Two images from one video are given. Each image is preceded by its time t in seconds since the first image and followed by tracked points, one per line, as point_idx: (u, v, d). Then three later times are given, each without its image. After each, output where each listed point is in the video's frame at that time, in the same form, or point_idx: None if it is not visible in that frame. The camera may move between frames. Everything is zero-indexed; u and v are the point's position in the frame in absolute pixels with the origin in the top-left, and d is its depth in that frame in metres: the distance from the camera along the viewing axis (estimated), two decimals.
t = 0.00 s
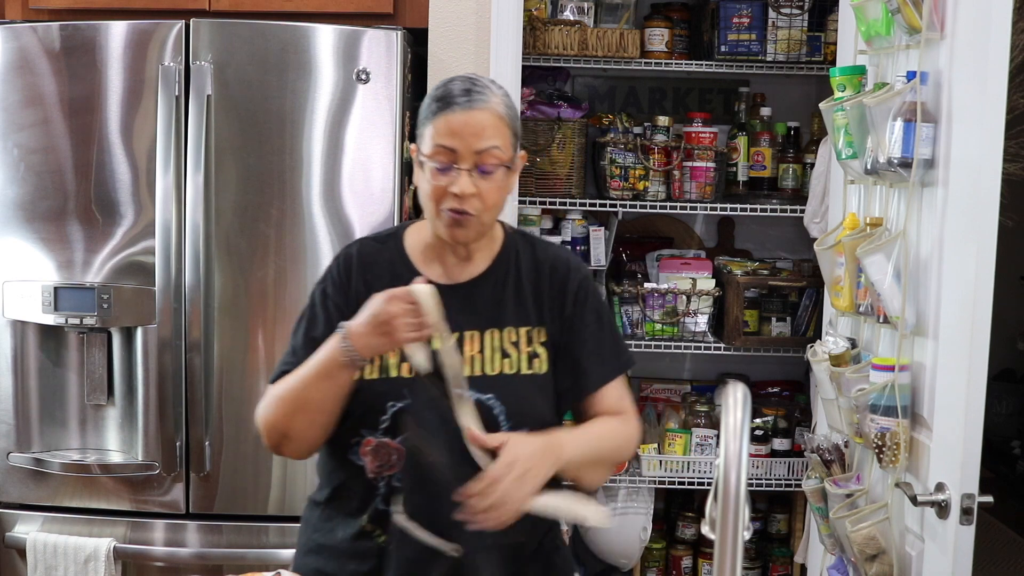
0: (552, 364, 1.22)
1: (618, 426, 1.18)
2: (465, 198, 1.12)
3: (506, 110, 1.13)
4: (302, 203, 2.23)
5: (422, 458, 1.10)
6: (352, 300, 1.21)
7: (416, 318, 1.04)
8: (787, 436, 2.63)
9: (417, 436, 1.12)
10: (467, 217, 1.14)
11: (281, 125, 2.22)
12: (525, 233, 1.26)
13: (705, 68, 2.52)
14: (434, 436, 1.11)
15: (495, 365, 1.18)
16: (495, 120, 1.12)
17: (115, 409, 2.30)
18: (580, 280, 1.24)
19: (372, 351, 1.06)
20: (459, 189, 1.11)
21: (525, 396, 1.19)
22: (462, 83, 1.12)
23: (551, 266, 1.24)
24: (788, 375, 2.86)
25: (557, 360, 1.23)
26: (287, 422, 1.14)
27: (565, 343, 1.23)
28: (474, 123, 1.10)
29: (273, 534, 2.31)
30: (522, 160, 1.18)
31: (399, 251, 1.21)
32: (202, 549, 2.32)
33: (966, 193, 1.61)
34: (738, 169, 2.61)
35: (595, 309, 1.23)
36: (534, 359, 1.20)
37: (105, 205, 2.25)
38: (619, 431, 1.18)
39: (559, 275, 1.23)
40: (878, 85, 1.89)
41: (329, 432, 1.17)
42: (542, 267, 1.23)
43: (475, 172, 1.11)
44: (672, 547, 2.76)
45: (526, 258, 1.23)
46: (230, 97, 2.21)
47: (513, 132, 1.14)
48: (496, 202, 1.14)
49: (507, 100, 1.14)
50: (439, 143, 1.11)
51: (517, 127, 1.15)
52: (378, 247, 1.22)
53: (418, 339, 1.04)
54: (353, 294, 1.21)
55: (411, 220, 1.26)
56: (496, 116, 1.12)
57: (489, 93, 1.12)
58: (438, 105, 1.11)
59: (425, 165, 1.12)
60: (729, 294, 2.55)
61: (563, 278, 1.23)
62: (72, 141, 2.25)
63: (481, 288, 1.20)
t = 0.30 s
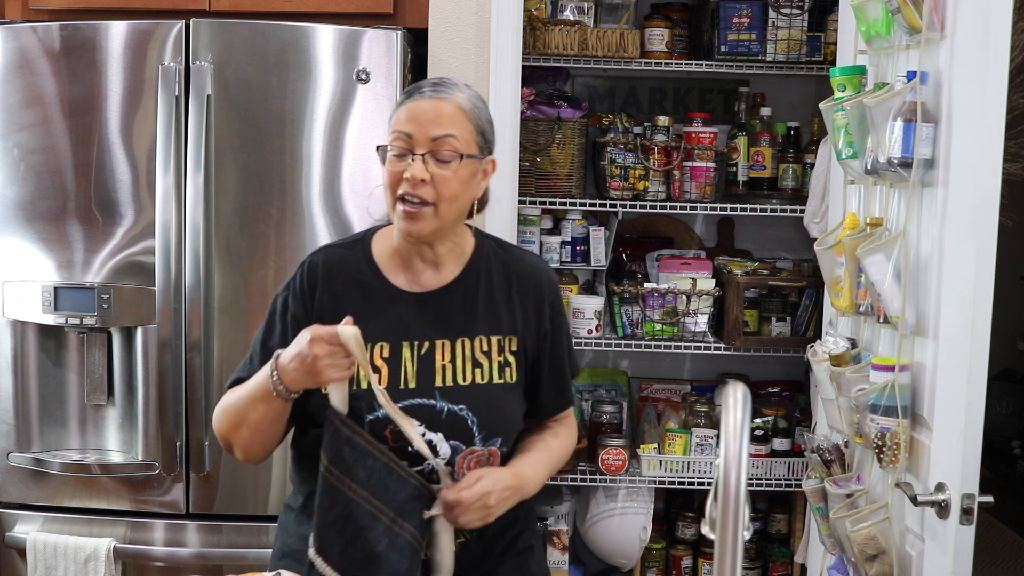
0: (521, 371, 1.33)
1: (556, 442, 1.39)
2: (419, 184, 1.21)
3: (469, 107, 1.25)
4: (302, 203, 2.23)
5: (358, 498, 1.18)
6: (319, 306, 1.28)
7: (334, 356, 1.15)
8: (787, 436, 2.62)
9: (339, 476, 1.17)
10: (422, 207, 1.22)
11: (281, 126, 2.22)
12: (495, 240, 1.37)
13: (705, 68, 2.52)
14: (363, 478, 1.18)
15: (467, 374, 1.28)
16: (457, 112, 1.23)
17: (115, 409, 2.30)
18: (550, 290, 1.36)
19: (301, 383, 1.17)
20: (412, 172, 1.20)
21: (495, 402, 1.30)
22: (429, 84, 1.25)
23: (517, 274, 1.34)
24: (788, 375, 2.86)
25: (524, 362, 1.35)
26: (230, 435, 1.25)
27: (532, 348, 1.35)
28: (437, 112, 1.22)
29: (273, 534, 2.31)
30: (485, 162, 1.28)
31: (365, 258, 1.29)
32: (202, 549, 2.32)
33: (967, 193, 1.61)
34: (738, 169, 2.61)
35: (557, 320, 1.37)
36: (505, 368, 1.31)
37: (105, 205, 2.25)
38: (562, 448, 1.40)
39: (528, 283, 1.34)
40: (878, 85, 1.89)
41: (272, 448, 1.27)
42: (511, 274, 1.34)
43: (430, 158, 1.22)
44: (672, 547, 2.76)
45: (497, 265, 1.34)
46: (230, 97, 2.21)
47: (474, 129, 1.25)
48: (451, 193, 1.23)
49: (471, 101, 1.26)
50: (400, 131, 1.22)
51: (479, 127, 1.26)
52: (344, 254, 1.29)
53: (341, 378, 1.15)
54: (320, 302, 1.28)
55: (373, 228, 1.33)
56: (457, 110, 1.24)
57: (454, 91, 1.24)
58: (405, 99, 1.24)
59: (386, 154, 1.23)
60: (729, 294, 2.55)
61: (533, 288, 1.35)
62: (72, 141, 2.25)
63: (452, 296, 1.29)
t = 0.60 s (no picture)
0: (524, 372, 1.30)
1: (566, 446, 1.34)
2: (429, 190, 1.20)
3: (467, 104, 1.23)
4: (302, 203, 2.23)
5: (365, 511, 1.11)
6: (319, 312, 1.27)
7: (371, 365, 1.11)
8: (787, 436, 2.62)
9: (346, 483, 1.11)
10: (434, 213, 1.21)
11: (281, 126, 2.22)
12: (496, 239, 1.35)
13: (705, 68, 2.52)
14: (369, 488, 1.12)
15: (469, 377, 1.26)
16: (456, 112, 1.22)
17: (115, 409, 2.30)
18: (552, 288, 1.33)
19: (334, 394, 1.14)
20: (422, 180, 1.19)
21: (497, 405, 1.27)
22: (422, 80, 1.22)
23: (520, 274, 1.32)
24: (788, 375, 2.86)
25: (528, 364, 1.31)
26: (258, 456, 1.23)
27: (535, 349, 1.32)
28: (435, 114, 1.20)
29: (273, 534, 2.31)
30: (485, 156, 1.27)
31: (365, 260, 1.28)
32: (202, 549, 2.32)
33: (967, 193, 1.61)
34: (738, 169, 2.61)
35: (561, 317, 1.34)
36: (508, 369, 1.28)
37: (105, 205, 2.25)
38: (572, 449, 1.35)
39: (530, 282, 1.32)
40: (878, 85, 1.89)
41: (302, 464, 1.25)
42: (513, 273, 1.31)
43: (438, 162, 1.21)
44: (672, 547, 2.76)
45: (498, 263, 1.31)
46: (230, 98, 2.21)
47: (473, 125, 1.24)
48: (461, 195, 1.22)
49: (464, 94, 1.24)
50: (401, 136, 1.20)
51: (477, 122, 1.25)
52: (344, 258, 1.28)
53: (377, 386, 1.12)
54: (321, 307, 1.27)
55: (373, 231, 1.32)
56: (456, 109, 1.22)
57: (449, 88, 1.22)
58: (399, 100, 1.21)
59: (388, 161, 1.21)
60: (729, 294, 2.54)
61: (536, 287, 1.32)
62: (72, 141, 2.25)
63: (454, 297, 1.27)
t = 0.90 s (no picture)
0: (549, 375, 1.27)
1: (593, 448, 1.29)
2: (463, 182, 1.18)
3: (497, 96, 1.22)
4: (302, 203, 2.23)
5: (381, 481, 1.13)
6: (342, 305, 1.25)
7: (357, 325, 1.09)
8: (787, 436, 2.63)
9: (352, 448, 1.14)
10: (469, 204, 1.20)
11: (281, 126, 2.22)
12: (525, 240, 1.32)
13: (705, 68, 2.52)
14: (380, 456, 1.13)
15: (492, 376, 1.23)
16: (487, 103, 1.21)
17: (115, 409, 2.30)
18: (578, 290, 1.29)
19: (326, 360, 1.13)
20: (455, 171, 1.18)
21: (521, 405, 1.24)
22: (451, 72, 1.21)
23: (545, 273, 1.28)
24: (788, 375, 2.86)
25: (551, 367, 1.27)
26: (258, 435, 1.23)
27: (560, 352, 1.28)
28: (466, 106, 1.19)
29: (273, 534, 2.31)
30: (516, 150, 1.26)
31: (392, 253, 1.26)
32: (202, 549, 2.31)
33: (966, 193, 1.61)
34: (738, 169, 2.61)
35: (590, 322, 1.29)
36: (533, 370, 1.25)
37: (106, 205, 2.25)
38: (598, 458, 1.29)
39: (559, 283, 1.28)
40: (878, 85, 1.89)
41: (303, 447, 1.25)
42: (540, 272, 1.28)
43: (471, 153, 1.19)
44: (672, 547, 2.76)
45: (526, 262, 1.28)
46: (230, 97, 2.21)
47: (504, 118, 1.23)
48: (495, 185, 1.20)
49: (494, 87, 1.23)
50: (433, 128, 1.19)
51: (507, 114, 1.24)
52: (370, 252, 1.26)
53: (364, 348, 1.10)
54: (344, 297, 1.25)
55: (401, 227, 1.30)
56: (488, 100, 1.21)
57: (479, 80, 1.21)
58: (428, 93, 1.21)
59: (419, 153, 1.20)
60: (729, 294, 2.55)
61: (564, 288, 1.28)
62: (72, 141, 2.25)
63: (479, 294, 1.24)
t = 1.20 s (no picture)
0: (559, 376, 1.26)
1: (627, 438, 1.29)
2: (475, 183, 1.19)
3: (511, 97, 1.22)
4: (302, 204, 2.23)
5: (416, 453, 1.19)
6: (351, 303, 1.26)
7: (324, 325, 1.14)
8: (787, 436, 2.63)
9: (370, 431, 1.22)
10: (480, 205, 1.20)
11: (281, 126, 2.22)
12: (538, 241, 1.32)
13: (705, 68, 2.52)
14: (402, 430, 1.20)
15: (499, 375, 1.22)
16: (501, 104, 1.21)
17: (115, 409, 2.30)
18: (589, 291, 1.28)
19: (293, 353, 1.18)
20: (468, 173, 1.18)
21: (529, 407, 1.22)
22: (464, 74, 1.21)
23: (556, 274, 1.28)
24: (789, 375, 2.86)
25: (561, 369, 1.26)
26: (244, 417, 1.30)
27: (571, 353, 1.27)
28: (479, 107, 1.20)
29: (274, 534, 2.31)
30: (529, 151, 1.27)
31: (403, 253, 1.27)
32: (202, 549, 2.31)
33: (966, 193, 1.61)
34: (738, 169, 2.61)
35: (602, 323, 1.28)
36: (541, 371, 1.23)
37: (106, 205, 2.25)
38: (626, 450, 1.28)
39: (570, 283, 1.28)
40: (878, 85, 1.89)
41: (285, 434, 1.31)
42: (551, 273, 1.28)
43: (484, 155, 1.20)
44: (672, 546, 2.76)
45: (538, 263, 1.28)
46: (230, 97, 2.21)
47: (517, 118, 1.23)
48: (508, 186, 1.21)
49: (507, 88, 1.24)
50: (446, 129, 1.20)
51: (520, 115, 1.24)
52: (381, 251, 1.27)
53: (327, 348, 1.14)
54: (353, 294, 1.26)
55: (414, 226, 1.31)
56: (501, 101, 1.21)
57: (493, 80, 1.22)
58: (442, 94, 1.21)
59: (432, 154, 1.21)
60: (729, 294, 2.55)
61: (576, 288, 1.28)
62: (72, 141, 2.25)
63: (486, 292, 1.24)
